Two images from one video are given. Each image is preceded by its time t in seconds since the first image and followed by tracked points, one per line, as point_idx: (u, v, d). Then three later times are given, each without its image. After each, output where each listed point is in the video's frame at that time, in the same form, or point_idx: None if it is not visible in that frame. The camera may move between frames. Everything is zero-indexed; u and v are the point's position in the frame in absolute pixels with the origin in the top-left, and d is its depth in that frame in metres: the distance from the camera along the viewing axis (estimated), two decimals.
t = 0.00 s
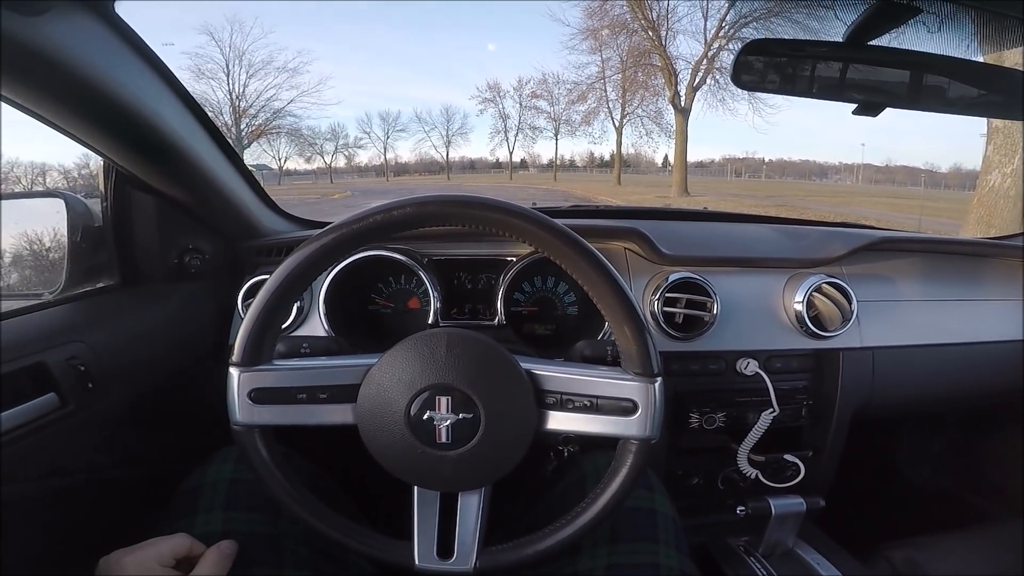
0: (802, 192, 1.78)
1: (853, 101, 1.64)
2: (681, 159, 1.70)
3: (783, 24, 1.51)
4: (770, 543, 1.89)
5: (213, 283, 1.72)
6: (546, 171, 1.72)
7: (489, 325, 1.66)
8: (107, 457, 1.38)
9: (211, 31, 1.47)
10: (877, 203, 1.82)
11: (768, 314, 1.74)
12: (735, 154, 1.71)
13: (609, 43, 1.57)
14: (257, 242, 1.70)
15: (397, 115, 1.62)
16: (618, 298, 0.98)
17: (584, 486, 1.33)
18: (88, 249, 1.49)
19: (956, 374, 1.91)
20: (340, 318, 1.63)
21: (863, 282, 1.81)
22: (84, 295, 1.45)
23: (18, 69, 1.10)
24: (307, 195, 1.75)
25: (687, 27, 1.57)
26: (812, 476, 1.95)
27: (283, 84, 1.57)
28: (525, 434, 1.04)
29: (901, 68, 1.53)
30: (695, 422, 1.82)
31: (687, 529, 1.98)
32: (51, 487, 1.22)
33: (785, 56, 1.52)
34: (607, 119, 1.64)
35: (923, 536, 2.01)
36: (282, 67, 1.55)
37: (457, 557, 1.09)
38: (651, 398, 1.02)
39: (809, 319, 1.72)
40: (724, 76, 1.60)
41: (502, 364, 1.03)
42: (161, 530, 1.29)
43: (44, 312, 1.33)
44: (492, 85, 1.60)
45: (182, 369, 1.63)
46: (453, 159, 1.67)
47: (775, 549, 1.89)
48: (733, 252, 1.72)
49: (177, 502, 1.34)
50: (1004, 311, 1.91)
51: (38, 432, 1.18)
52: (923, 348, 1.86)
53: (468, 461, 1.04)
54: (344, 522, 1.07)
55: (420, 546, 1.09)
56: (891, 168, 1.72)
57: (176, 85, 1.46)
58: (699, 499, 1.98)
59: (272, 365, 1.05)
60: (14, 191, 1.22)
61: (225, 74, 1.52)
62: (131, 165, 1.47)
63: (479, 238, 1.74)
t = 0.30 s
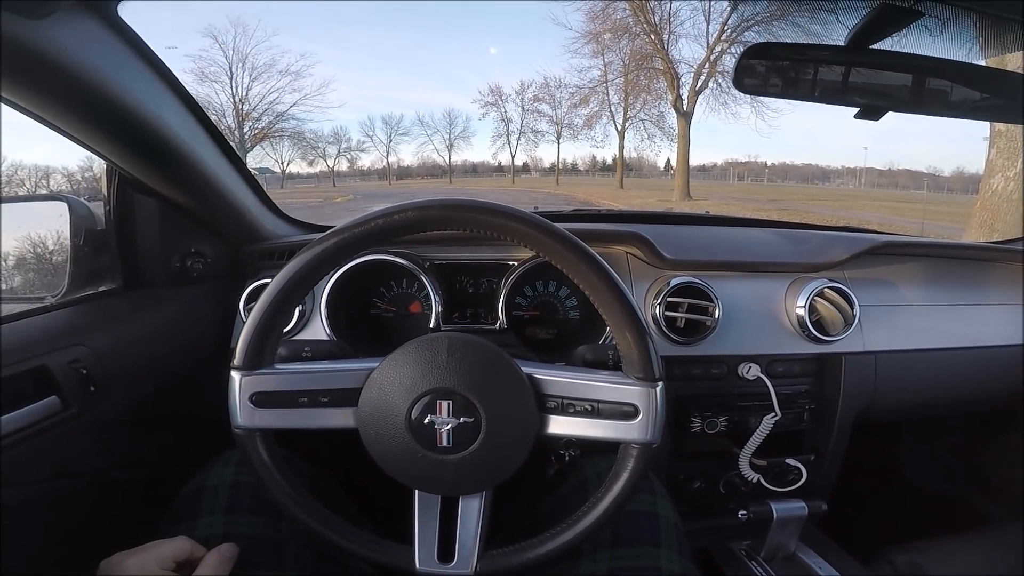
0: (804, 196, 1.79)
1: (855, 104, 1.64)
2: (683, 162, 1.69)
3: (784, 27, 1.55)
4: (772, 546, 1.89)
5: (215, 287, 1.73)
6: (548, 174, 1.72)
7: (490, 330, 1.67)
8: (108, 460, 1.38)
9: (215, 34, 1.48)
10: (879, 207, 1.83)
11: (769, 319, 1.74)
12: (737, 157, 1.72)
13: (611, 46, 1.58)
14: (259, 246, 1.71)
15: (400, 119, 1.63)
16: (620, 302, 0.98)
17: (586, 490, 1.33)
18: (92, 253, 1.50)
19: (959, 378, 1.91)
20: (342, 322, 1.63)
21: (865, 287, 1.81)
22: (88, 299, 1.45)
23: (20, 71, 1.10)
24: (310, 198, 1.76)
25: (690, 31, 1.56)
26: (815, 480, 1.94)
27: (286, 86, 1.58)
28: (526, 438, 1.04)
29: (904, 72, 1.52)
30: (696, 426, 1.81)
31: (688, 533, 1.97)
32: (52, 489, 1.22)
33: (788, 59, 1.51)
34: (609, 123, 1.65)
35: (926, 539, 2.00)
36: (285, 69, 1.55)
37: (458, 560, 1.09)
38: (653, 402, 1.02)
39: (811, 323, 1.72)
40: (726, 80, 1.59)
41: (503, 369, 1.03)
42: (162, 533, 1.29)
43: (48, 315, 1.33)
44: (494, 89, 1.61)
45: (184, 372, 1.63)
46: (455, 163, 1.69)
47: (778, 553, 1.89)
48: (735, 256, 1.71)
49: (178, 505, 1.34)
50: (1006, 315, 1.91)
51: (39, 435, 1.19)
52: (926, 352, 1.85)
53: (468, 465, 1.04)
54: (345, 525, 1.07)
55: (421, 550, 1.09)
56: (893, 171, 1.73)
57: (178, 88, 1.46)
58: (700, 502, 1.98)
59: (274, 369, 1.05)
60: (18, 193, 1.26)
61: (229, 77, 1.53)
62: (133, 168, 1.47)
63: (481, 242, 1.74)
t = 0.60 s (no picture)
0: (807, 201, 1.79)
1: (859, 109, 1.65)
2: (687, 166, 1.71)
3: (790, 31, 1.52)
4: (772, 551, 1.92)
5: (219, 289, 1.72)
6: (551, 178, 1.73)
7: (493, 332, 1.66)
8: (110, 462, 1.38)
9: (219, 35, 1.48)
10: (883, 212, 1.82)
11: (772, 323, 1.74)
12: (740, 161, 1.72)
13: (615, 50, 1.57)
14: (262, 248, 1.72)
15: (403, 121, 1.63)
16: (623, 307, 0.98)
17: (587, 494, 1.33)
18: (94, 254, 1.50)
19: (961, 384, 1.90)
20: (344, 324, 1.64)
21: (868, 293, 1.80)
22: (91, 301, 1.46)
23: (23, 72, 1.11)
24: (313, 201, 1.77)
25: (693, 34, 1.57)
26: (816, 485, 1.93)
27: (290, 88, 1.58)
28: (528, 441, 1.04)
29: (910, 76, 1.52)
30: (698, 431, 1.81)
31: (688, 537, 1.97)
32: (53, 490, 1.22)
33: (792, 63, 1.50)
34: (613, 126, 1.65)
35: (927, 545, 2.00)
36: (288, 71, 1.56)
37: (458, 563, 1.09)
38: (654, 406, 1.02)
39: (813, 329, 1.72)
40: (731, 84, 1.62)
41: (505, 372, 1.03)
42: (163, 534, 1.29)
43: (52, 317, 1.34)
44: (497, 92, 1.60)
45: (186, 373, 1.63)
46: (458, 165, 1.68)
47: (778, 557, 1.92)
48: (737, 262, 1.72)
49: (179, 506, 1.34)
50: (1008, 321, 1.90)
51: (41, 436, 1.19)
52: (928, 358, 1.85)
53: (470, 469, 1.05)
54: (345, 528, 1.07)
55: (422, 552, 1.09)
56: (897, 176, 1.74)
57: (183, 90, 1.47)
58: (701, 507, 1.97)
59: (276, 372, 1.06)
60: (23, 195, 1.26)
61: (232, 79, 1.53)
62: (137, 169, 1.47)
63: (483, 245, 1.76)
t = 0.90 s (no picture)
0: (808, 203, 1.79)
1: (861, 112, 1.64)
2: (687, 168, 1.71)
3: (792, 33, 1.53)
4: (773, 552, 1.92)
5: (218, 289, 1.73)
6: (551, 179, 1.72)
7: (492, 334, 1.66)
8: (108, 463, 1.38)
9: (220, 35, 1.49)
10: (883, 214, 1.82)
11: (773, 325, 1.73)
12: (742, 163, 1.72)
13: (616, 51, 1.57)
14: (261, 249, 1.72)
15: (404, 122, 1.63)
16: (623, 308, 0.98)
17: (586, 496, 1.32)
18: (93, 255, 1.50)
19: (963, 386, 1.90)
20: (343, 325, 1.64)
21: (870, 294, 1.80)
22: (89, 301, 1.46)
23: (21, 71, 1.11)
24: (313, 202, 1.76)
25: (695, 36, 1.56)
26: (817, 487, 1.93)
27: (291, 89, 1.58)
28: (526, 442, 1.04)
29: (913, 78, 1.54)
30: (698, 432, 1.81)
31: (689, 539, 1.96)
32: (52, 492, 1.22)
33: (793, 65, 1.53)
34: (614, 127, 1.64)
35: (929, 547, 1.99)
36: (290, 71, 1.56)
37: (458, 564, 1.09)
38: (654, 407, 1.02)
39: (814, 330, 1.71)
40: (732, 85, 1.60)
41: (503, 373, 1.03)
42: (161, 535, 1.29)
43: (50, 317, 1.34)
44: (498, 93, 1.61)
45: (186, 374, 1.63)
46: (458, 166, 1.68)
47: (778, 559, 1.91)
48: (737, 263, 1.71)
49: (178, 507, 1.34)
50: (1010, 323, 1.90)
51: (38, 437, 1.19)
52: (929, 360, 1.84)
53: (469, 470, 1.04)
54: (344, 529, 1.07)
55: (421, 553, 1.09)
56: (898, 178, 1.74)
57: (182, 91, 1.47)
58: (702, 508, 1.96)
59: (274, 372, 1.05)
60: (23, 196, 1.26)
61: (233, 79, 1.53)
62: (135, 169, 1.47)
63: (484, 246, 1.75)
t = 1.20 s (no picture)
0: (809, 204, 1.78)
1: (865, 110, 1.66)
2: (688, 169, 1.71)
3: (793, 31, 1.50)
4: (774, 552, 1.91)
5: (222, 290, 1.73)
6: (552, 179, 1.73)
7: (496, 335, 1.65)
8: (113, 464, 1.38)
9: (219, 38, 1.49)
10: (886, 215, 1.82)
11: (775, 326, 1.74)
12: (743, 163, 1.72)
13: (616, 51, 1.58)
14: (265, 250, 1.72)
15: (404, 123, 1.63)
16: (626, 309, 0.98)
17: (589, 496, 1.33)
18: (99, 257, 1.51)
19: (966, 388, 1.90)
20: (347, 325, 1.64)
21: (872, 296, 1.80)
22: (96, 303, 1.47)
23: (26, 73, 1.11)
24: (314, 204, 1.76)
25: (696, 35, 1.57)
26: (819, 488, 1.93)
27: (291, 91, 1.58)
28: (530, 442, 1.04)
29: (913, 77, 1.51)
30: (700, 433, 1.81)
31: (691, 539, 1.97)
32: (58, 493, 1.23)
33: (796, 65, 1.52)
34: (615, 127, 1.66)
35: (931, 548, 1.99)
36: (289, 74, 1.56)
37: (461, 563, 1.09)
38: (658, 407, 1.02)
39: (817, 331, 1.72)
40: (733, 84, 1.63)
41: (507, 374, 1.03)
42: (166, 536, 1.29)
43: (57, 319, 1.34)
44: (498, 93, 1.61)
45: (190, 375, 1.63)
46: (459, 167, 1.68)
47: (779, 560, 1.91)
48: (741, 264, 1.71)
49: (183, 507, 1.35)
50: (1013, 325, 1.90)
51: (45, 439, 1.20)
52: (930, 361, 1.84)
53: (473, 470, 1.05)
54: (348, 529, 1.07)
55: (425, 552, 1.09)
56: (902, 180, 1.73)
57: (185, 93, 1.47)
58: (703, 509, 1.96)
59: (280, 372, 1.06)
60: (24, 199, 1.24)
61: (233, 82, 1.52)
62: (139, 171, 1.48)
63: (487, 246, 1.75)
